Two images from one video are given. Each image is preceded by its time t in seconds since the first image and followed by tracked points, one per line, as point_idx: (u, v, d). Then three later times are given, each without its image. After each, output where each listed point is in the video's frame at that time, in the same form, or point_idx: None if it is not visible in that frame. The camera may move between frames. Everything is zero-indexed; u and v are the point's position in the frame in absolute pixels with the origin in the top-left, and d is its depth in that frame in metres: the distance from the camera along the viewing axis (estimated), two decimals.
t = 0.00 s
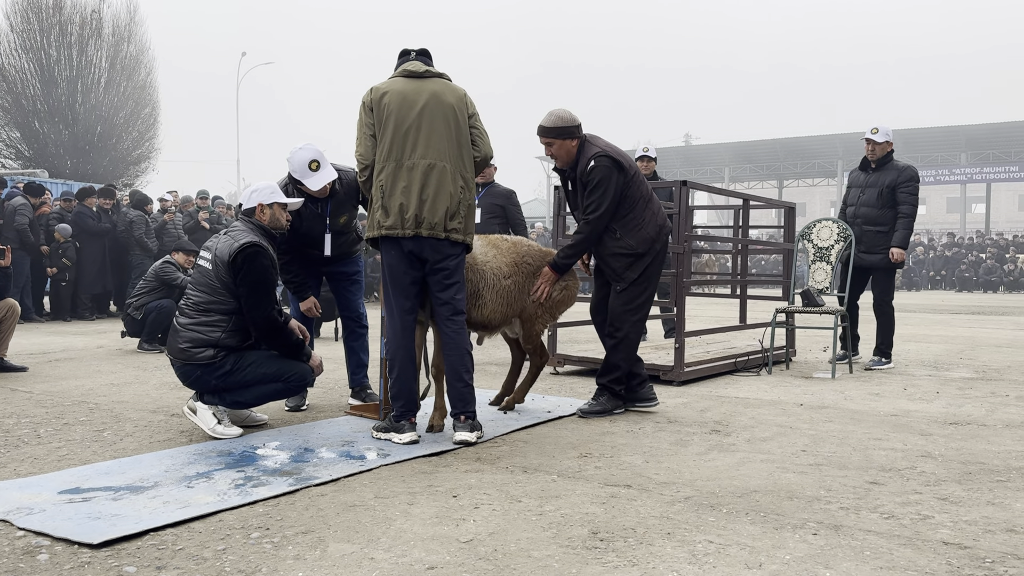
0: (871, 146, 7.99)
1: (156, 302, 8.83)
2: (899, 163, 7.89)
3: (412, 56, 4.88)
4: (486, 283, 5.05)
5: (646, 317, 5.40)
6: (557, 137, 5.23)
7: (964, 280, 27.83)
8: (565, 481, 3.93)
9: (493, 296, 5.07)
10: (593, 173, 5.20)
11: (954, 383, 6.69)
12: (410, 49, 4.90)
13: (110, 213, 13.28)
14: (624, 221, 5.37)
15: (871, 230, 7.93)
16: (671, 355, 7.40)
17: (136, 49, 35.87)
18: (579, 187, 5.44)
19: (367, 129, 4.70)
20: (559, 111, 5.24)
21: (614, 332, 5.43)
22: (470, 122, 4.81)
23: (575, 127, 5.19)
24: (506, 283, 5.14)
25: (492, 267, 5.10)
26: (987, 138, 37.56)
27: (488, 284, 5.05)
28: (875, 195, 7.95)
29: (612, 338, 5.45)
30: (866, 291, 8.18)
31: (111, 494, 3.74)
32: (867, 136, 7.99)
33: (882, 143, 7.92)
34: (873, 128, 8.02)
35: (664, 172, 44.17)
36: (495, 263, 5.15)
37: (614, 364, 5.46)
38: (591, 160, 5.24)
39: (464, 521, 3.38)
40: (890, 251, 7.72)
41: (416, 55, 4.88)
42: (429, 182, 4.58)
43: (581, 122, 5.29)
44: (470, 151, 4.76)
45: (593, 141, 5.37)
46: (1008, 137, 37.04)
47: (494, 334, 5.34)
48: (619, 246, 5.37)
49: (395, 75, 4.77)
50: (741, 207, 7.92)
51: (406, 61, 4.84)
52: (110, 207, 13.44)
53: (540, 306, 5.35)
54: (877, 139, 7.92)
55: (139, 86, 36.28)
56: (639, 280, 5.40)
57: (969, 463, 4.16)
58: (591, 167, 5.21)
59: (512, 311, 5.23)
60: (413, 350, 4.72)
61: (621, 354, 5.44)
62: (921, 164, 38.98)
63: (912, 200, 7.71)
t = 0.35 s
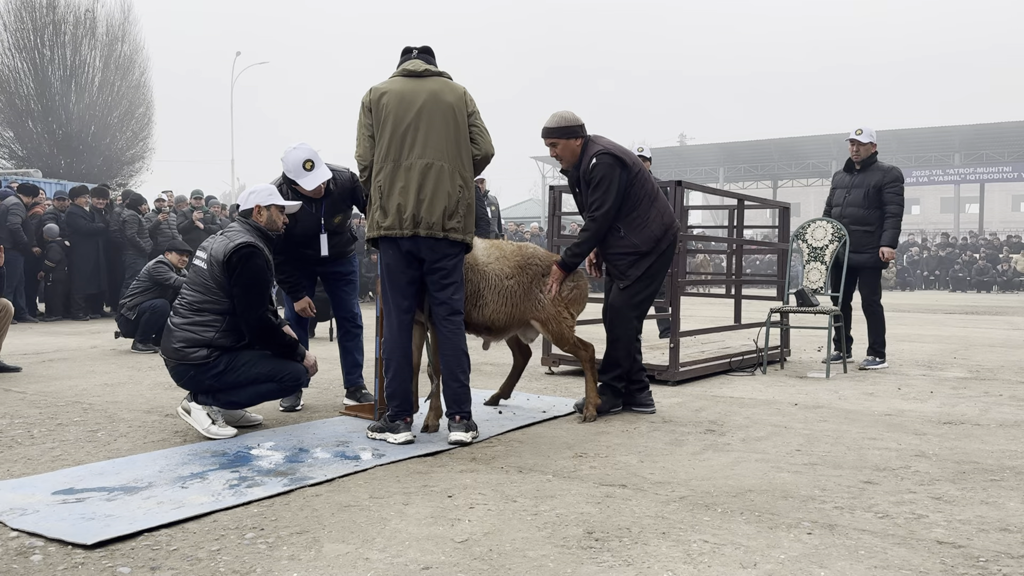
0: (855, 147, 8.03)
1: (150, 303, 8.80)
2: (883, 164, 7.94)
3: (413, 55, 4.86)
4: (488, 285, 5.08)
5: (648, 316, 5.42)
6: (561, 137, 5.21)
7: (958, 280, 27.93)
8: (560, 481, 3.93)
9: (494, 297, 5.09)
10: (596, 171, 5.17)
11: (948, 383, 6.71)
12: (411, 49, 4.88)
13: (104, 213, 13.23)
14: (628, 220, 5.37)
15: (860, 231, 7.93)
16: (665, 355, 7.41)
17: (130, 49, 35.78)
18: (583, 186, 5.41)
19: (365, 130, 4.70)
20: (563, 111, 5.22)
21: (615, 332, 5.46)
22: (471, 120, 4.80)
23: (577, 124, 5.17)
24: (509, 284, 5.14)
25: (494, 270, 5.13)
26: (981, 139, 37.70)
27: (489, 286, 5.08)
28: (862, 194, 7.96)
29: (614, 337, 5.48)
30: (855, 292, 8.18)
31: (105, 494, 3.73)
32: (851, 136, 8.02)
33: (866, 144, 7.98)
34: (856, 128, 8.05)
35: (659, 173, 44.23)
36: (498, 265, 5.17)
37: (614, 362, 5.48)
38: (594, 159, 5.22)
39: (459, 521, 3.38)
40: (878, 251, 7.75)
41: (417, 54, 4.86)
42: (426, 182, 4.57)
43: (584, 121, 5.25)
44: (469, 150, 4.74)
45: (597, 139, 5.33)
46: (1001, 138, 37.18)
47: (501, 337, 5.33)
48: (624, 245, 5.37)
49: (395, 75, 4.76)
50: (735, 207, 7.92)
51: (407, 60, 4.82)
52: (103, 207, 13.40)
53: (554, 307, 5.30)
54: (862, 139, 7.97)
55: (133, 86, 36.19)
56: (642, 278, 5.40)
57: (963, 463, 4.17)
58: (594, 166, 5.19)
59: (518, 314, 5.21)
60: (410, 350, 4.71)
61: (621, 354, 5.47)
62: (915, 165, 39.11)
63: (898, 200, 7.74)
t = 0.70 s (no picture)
0: (838, 150, 8.10)
1: (145, 303, 8.79)
2: (867, 165, 7.97)
3: (413, 57, 4.86)
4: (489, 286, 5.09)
5: (660, 324, 5.27)
6: (564, 141, 5.19)
7: (953, 280, 28.01)
8: (557, 482, 3.94)
9: (494, 299, 5.10)
10: (602, 173, 5.14)
11: (943, 383, 6.73)
12: (411, 50, 4.88)
13: (99, 213, 13.20)
14: (636, 224, 5.30)
15: (848, 233, 7.97)
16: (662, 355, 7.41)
17: (126, 49, 35.72)
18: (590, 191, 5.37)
19: (365, 129, 4.70)
20: (565, 116, 5.20)
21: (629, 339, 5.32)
22: (470, 122, 4.80)
23: (580, 128, 5.16)
24: (510, 286, 5.14)
25: (495, 271, 5.12)
26: (977, 139, 37.79)
27: (489, 287, 5.09)
28: (848, 197, 7.99)
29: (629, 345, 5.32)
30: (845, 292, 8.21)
31: (100, 496, 3.72)
32: (834, 139, 8.07)
33: (849, 146, 8.02)
34: (839, 132, 8.12)
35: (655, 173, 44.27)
36: (498, 265, 5.16)
37: (636, 369, 5.30)
38: (599, 161, 5.19)
39: (455, 522, 3.38)
40: (865, 251, 7.76)
41: (417, 56, 4.87)
42: (426, 183, 4.57)
43: (588, 125, 5.24)
44: (468, 151, 4.74)
45: (602, 143, 5.31)
46: (997, 138, 37.27)
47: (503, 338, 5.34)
48: (635, 250, 5.27)
49: (395, 75, 4.76)
50: (731, 208, 7.93)
51: (407, 61, 4.82)
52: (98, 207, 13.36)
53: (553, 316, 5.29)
54: (845, 142, 8.01)
55: (129, 86, 36.13)
56: (653, 283, 5.30)
57: (958, 463, 4.18)
58: (600, 168, 5.16)
59: (518, 313, 5.21)
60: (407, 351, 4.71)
61: (641, 358, 5.30)
62: (910, 165, 39.19)
63: (884, 200, 7.80)
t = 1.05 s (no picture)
0: (830, 151, 8.04)
1: (143, 303, 8.80)
2: (860, 165, 7.98)
3: (410, 56, 4.87)
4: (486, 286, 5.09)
5: (658, 324, 5.27)
6: (545, 156, 5.17)
7: (952, 280, 28.03)
8: (556, 482, 3.94)
9: (492, 299, 5.10)
10: (588, 179, 5.13)
11: (941, 383, 6.74)
12: (407, 49, 4.88)
13: (97, 213, 13.23)
14: (630, 225, 5.29)
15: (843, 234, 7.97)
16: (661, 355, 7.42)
17: (124, 49, 35.69)
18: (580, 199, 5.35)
19: (365, 128, 4.67)
20: (544, 130, 5.17)
21: (628, 342, 5.31)
22: (468, 122, 4.81)
23: (558, 138, 5.14)
24: (507, 287, 5.14)
25: (492, 272, 5.12)
26: (975, 139, 37.82)
27: (485, 288, 5.08)
28: (841, 199, 8.00)
29: (629, 347, 5.31)
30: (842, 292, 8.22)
31: (99, 496, 3.72)
32: (824, 141, 8.04)
33: (840, 148, 7.98)
34: (829, 133, 8.09)
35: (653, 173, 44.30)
36: (495, 266, 5.17)
37: (635, 371, 5.29)
38: (584, 167, 5.17)
39: (455, 522, 3.38)
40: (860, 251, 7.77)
41: (413, 55, 4.87)
42: (427, 183, 4.57)
43: (567, 134, 5.23)
44: (467, 152, 4.76)
45: (584, 148, 5.28)
46: (995, 138, 37.29)
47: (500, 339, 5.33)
48: (633, 250, 5.26)
49: (394, 74, 4.75)
50: (730, 208, 7.91)
51: (404, 60, 4.82)
52: (96, 206, 13.35)
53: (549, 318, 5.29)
54: (835, 144, 8.00)
55: (127, 86, 36.10)
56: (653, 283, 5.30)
57: (957, 463, 4.19)
58: (586, 174, 5.14)
59: (515, 313, 5.21)
60: (406, 351, 4.72)
61: (641, 358, 5.29)
62: (908, 165, 39.22)
63: (877, 200, 7.79)
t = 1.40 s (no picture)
0: (827, 152, 8.04)
1: (143, 303, 8.80)
2: (858, 166, 7.98)
3: (404, 56, 4.86)
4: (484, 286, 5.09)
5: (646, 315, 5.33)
6: (512, 170, 5.27)
7: (952, 280, 28.01)
8: (556, 482, 3.94)
9: (490, 299, 5.10)
10: (557, 181, 5.20)
11: (942, 383, 6.73)
12: (401, 49, 4.88)
13: (97, 213, 13.21)
14: (604, 222, 5.32)
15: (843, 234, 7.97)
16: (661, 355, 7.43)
17: (124, 49, 35.69)
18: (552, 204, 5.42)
19: (361, 128, 4.66)
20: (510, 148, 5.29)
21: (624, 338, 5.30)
22: (464, 123, 4.82)
23: (522, 154, 5.27)
24: (505, 286, 5.15)
25: (489, 273, 5.13)
26: (974, 139, 37.81)
27: (483, 288, 5.09)
28: (841, 199, 8.00)
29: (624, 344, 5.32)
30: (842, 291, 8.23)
31: (100, 497, 3.72)
32: (822, 141, 8.05)
33: (838, 148, 7.99)
34: (828, 133, 8.08)
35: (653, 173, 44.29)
36: (493, 266, 5.17)
37: (632, 367, 5.30)
38: (552, 171, 5.26)
39: (455, 522, 3.38)
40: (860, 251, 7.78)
41: (408, 55, 4.86)
42: (425, 184, 4.58)
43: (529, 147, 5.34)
44: (463, 153, 4.76)
45: (547, 157, 5.39)
46: (995, 138, 37.27)
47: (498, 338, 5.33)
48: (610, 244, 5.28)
49: (389, 75, 4.75)
50: (730, 208, 7.90)
51: (399, 60, 4.82)
52: (96, 206, 13.34)
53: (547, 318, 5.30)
54: (833, 144, 8.00)
55: (127, 86, 36.10)
56: (634, 276, 5.32)
57: (957, 463, 4.19)
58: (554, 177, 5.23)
59: (513, 313, 5.21)
60: (405, 351, 4.72)
61: (637, 353, 5.30)
62: (908, 165, 39.21)
63: (876, 200, 7.78)
